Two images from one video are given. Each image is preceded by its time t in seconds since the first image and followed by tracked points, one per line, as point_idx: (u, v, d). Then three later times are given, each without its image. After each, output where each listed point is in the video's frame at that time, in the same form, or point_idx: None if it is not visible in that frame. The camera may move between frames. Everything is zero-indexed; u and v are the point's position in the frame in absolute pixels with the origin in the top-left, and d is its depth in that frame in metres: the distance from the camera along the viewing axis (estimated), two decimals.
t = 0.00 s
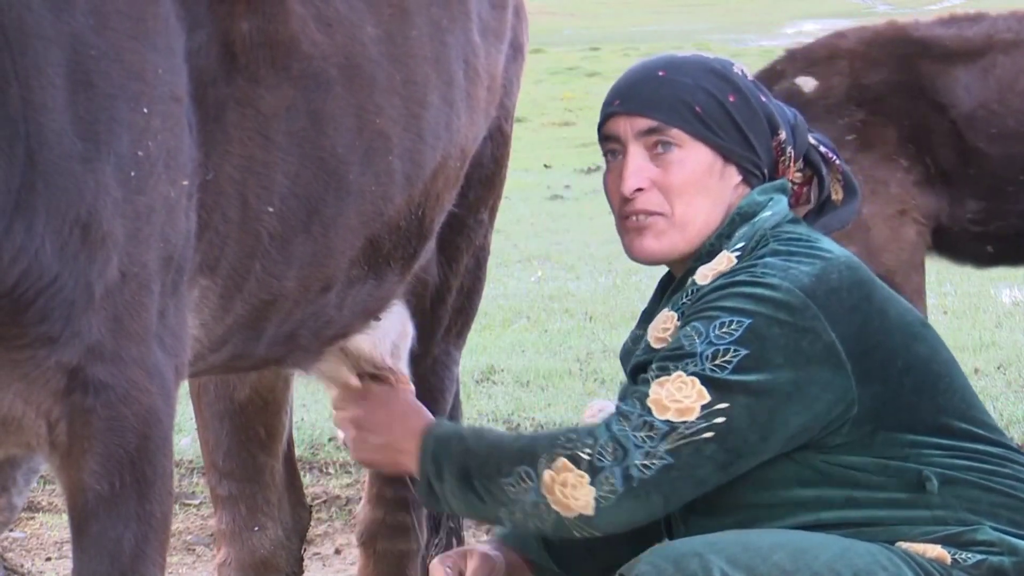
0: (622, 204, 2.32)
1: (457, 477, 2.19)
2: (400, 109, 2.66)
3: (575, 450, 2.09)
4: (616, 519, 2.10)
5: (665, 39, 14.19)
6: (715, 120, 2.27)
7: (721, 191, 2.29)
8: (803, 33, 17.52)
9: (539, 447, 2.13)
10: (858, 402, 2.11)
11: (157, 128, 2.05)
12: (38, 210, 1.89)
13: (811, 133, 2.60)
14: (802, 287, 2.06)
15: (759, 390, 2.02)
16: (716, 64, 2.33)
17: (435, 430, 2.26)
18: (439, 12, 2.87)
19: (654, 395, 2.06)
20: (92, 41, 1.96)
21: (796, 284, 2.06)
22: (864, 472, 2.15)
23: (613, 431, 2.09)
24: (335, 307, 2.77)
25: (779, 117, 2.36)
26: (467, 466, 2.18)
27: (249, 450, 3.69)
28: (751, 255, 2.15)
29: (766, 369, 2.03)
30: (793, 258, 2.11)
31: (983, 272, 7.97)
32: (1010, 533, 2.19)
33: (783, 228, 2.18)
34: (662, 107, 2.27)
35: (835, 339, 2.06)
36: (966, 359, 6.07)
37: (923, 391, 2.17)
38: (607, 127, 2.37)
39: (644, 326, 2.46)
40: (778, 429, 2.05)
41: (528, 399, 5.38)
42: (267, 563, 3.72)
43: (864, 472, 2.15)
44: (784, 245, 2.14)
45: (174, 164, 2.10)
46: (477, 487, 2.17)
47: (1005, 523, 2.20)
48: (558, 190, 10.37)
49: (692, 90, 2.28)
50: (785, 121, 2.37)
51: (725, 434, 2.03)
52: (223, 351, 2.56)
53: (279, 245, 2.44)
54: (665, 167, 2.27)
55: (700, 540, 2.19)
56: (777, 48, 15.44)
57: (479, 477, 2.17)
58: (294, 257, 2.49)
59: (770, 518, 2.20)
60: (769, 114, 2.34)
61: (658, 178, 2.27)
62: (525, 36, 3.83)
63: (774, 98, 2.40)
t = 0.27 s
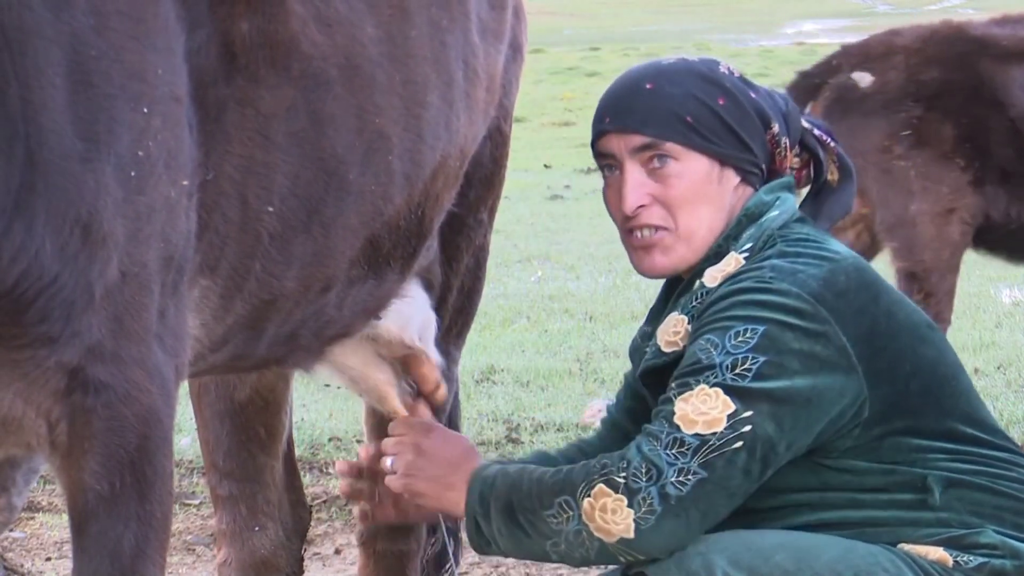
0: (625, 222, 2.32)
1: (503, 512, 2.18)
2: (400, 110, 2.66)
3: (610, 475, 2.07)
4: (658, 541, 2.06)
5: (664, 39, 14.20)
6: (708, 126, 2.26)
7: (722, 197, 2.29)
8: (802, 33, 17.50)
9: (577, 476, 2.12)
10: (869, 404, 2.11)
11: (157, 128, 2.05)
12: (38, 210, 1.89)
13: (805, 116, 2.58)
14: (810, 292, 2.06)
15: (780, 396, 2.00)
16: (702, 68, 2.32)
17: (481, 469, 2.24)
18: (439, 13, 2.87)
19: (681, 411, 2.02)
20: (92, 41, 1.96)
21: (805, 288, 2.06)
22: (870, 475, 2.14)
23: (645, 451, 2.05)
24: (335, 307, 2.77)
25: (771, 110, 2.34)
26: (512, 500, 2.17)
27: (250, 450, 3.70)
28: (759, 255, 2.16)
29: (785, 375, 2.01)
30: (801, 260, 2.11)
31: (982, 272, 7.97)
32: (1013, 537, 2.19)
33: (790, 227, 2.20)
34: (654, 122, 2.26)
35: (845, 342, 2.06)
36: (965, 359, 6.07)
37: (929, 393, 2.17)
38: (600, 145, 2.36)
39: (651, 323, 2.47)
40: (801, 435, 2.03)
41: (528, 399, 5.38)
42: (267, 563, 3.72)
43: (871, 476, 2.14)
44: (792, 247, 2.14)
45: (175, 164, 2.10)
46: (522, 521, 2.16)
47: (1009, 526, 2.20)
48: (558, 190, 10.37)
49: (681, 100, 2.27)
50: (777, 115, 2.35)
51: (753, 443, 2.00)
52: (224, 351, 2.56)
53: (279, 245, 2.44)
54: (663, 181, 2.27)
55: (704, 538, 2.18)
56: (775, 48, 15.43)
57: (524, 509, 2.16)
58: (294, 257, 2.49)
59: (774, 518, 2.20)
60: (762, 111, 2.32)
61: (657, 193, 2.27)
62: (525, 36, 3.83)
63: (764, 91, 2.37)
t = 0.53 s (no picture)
0: (630, 224, 2.33)
1: (508, 537, 2.18)
2: (400, 111, 2.66)
3: (615, 484, 2.08)
4: (668, 547, 2.07)
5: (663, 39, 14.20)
6: (715, 130, 2.27)
7: (727, 201, 2.29)
8: (802, 33, 17.48)
9: (580, 491, 2.13)
10: (879, 404, 2.11)
11: (156, 129, 2.05)
12: (37, 211, 1.89)
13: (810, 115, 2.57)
14: (822, 292, 2.06)
15: (791, 400, 2.00)
16: (708, 71, 2.33)
17: (478, 502, 2.26)
18: (439, 14, 2.87)
19: (690, 415, 2.03)
20: (91, 41, 1.96)
21: (817, 288, 2.07)
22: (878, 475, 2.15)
23: (652, 457, 2.06)
24: (336, 308, 2.77)
25: (778, 112, 2.35)
26: (516, 524, 2.18)
27: (250, 449, 3.70)
28: (770, 256, 2.16)
29: (796, 377, 2.01)
30: (812, 261, 2.11)
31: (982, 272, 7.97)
32: (1017, 539, 2.18)
33: (799, 229, 2.20)
34: (659, 125, 2.27)
35: (858, 343, 2.06)
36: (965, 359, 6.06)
37: (938, 394, 2.18)
38: (607, 146, 2.37)
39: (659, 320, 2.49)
40: (812, 437, 2.03)
41: (529, 399, 5.38)
42: (268, 563, 3.72)
43: (878, 476, 2.15)
44: (802, 247, 2.14)
45: (173, 164, 2.10)
46: (528, 543, 2.17)
47: (1014, 529, 2.20)
48: (558, 190, 10.38)
49: (688, 103, 2.27)
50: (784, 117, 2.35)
51: (763, 447, 2.01)
52: (224, 351, 2.56)
53: (278, 246, 2.44)
54: (668, 184, 2.27)
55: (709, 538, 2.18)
56: (774, 48, 15.43)
57: (529, 531, 2.17)
58: (294, 258, 2.49)
59: (780, 518, 2.21)
60: (768, 113, 2.33)
61: (661, 196, 2.27)
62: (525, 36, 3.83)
63: (770, 92, 2.37)
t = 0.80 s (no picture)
0: (624, 214, 2.32)
1: (474, 524, 2.13)
2: (400, 111, 2.66)
3: (597, 477, 2.03)
4: (645, 542, 2.03)
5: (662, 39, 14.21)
6: (714, 124, 2.27)
7: (722, 195, 2.29)
8: (801, 32, 17.48)
9: (558, 480, 2.08)
10: (868, 410, 2.10)
11: (156, 128, 2.05)
12: (37, 211, 1.89)
13: (807, 125, 2.58)
14: (812, 296, 2.04)
15: (777, 402, 1.98)
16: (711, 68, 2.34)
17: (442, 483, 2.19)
18: (439, 14, 2.87)
19: (675, 415, 2.01)
20: (91, 41, 1.96)
21: (807, 292, 2.04)
22: (872, 477, 2.14)
23: (635, 453, 2.03)
24: (336, 309, 2.77)
25: (777, 115, 2.37)
26: (484, 513, 2.12)
27: (249, 450, 3.70)
28: (760, 260, 2.14)
29: (783, 381, 1.99)
30: (801, 265, 2.09)
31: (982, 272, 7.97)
32: (1014, 537, 2.19)
33: (790, 232, 2.19)
34: (659, 115, 2.27)
35: (847, 347, 2.04)
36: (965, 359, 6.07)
37: (928, 397, 2.17)
38: (605, 137, 2.37)
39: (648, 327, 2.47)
40: (798, 441, 2.01)
41: (528, 399, 5.38)
42: (267, 563, 3.72)
43: (872, 478, 2.14)
44: (791, 252, 2.12)
45: (174, 164, 2.10)
46: (496, 532, 2.12)
47: (1011, 527, 2.20)
48: (557, 190, 10.38)
49: (689, 95, 2.28)
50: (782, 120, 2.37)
51: (748, 450, 1.98)
52: (224, 352, 2.56)
53: (278, 246, 2.44)
54: (665, 174, 2.27)
55: (706, 539, 2.18)
56: (774, 48, 15.43)
57: (499, 521, 2.11)
58: (294, 258, 2.49)
59: (774, 520, 2.20)
60: (767, 114, 2.34)
61: (658, 186, 2.26)
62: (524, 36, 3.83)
63: (769, 96, 2.40)
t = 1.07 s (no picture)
0: (619, 204, 2.32)
1: (438, 464, 2.26)
2: (400, 111, 2.66)
3: (561, 440, 2.14)
4: (599, 508, 2.14)
5: (662, 39, 14.20)
6: (712, 118, 2.28)
7: (718, 190, 2.29)
8: (802, 32, 17.46)
9: (522, 436, 2.18)
10: (857, 405, 2.12)
11: (154, 129, 2.05)
12: (35, 211, 1.89)
13: (806, 126, 2.57)
14: (803, 290, 2.07)
15: (754, 389, 2.04)
16: (711, 63, 2.34)
17: (416, 423, 2.32)
18: (440, 14, 2.87)
19: (648, 388, 2.08)
20: (90, 42, 1.96)
21: (799, 286, 2.07)
22: (865, 472, 2.15)
23: (604, 421, 2.12)
24: (337, 310, 2.77)
25: (777, 114, 2.37)
26: (448, 455, 2.25)
27: (249, 450, 3.70)
28: (754, 255, 2.15)
29: (764, 369, 2.04)
30: (796, 261, 2.11)
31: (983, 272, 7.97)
32: (1010, 533, 2.18)
33: (785, 227, 2.19)
34: (657, 107, 2.27)
35: (835, 342, 2.07)
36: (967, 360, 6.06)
37: (922, 394, 2.17)
38: (603, 127, 2.37)
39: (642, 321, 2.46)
40: (772, 427, 2.06)
41: (529, 399, 5.38)
42: (267, 563, 3.72)
43: (864, 474, 2.15)
44: (786, 246, 2.14)
45: (173, 164, 2.10)
46: (457, 477, 2.24)
47: (1007, 523, 2.20)
48: (558, 190, 10.38)
49: (688, 89, 2.28)
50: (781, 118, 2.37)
51: (716, 432, 2.05)
52: (224, 352, 2.57)
53: (279, 246, 2.44)
54: (661, 166, 2.27)
55: (701, 539, 2.17)
56: (774, 48, 15.43)
57: (460, 465, 2.23)
58: (294, 258, 2.49)
59: (769, 518, 2.20)
60: (767, 111, 2.34)
61: (654, 178, 2.27)
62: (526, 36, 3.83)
63: (769, 94, 2.39)
